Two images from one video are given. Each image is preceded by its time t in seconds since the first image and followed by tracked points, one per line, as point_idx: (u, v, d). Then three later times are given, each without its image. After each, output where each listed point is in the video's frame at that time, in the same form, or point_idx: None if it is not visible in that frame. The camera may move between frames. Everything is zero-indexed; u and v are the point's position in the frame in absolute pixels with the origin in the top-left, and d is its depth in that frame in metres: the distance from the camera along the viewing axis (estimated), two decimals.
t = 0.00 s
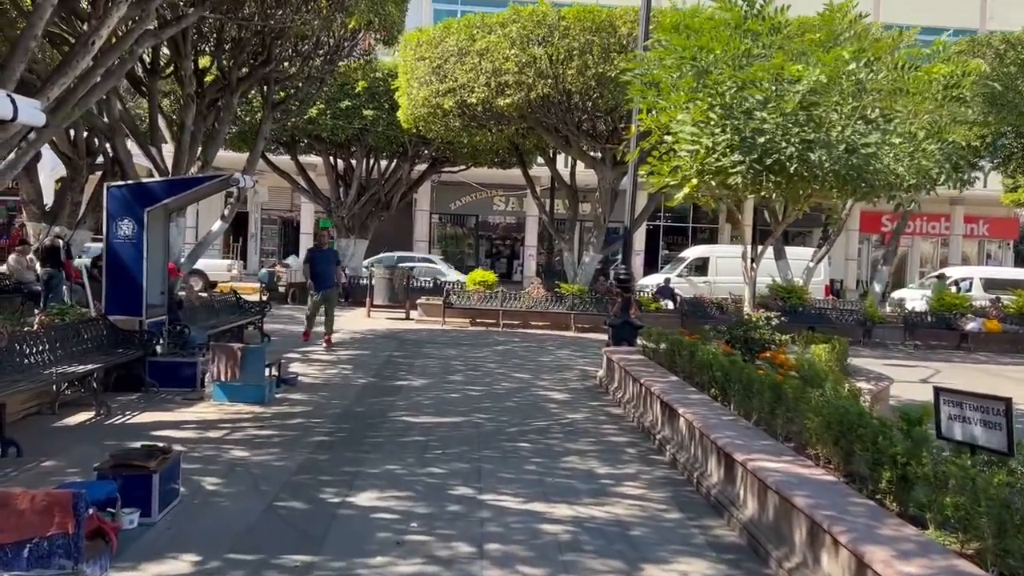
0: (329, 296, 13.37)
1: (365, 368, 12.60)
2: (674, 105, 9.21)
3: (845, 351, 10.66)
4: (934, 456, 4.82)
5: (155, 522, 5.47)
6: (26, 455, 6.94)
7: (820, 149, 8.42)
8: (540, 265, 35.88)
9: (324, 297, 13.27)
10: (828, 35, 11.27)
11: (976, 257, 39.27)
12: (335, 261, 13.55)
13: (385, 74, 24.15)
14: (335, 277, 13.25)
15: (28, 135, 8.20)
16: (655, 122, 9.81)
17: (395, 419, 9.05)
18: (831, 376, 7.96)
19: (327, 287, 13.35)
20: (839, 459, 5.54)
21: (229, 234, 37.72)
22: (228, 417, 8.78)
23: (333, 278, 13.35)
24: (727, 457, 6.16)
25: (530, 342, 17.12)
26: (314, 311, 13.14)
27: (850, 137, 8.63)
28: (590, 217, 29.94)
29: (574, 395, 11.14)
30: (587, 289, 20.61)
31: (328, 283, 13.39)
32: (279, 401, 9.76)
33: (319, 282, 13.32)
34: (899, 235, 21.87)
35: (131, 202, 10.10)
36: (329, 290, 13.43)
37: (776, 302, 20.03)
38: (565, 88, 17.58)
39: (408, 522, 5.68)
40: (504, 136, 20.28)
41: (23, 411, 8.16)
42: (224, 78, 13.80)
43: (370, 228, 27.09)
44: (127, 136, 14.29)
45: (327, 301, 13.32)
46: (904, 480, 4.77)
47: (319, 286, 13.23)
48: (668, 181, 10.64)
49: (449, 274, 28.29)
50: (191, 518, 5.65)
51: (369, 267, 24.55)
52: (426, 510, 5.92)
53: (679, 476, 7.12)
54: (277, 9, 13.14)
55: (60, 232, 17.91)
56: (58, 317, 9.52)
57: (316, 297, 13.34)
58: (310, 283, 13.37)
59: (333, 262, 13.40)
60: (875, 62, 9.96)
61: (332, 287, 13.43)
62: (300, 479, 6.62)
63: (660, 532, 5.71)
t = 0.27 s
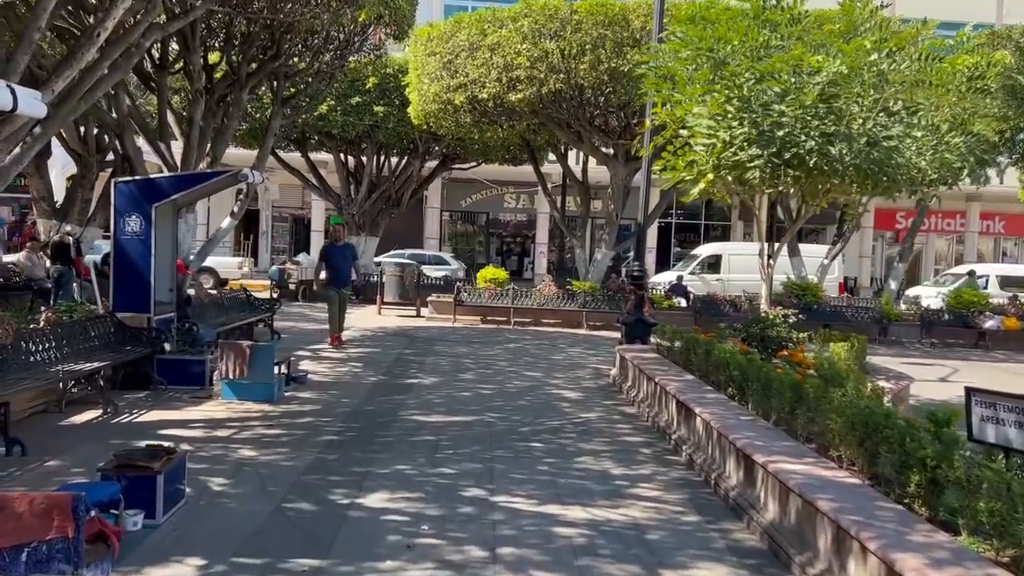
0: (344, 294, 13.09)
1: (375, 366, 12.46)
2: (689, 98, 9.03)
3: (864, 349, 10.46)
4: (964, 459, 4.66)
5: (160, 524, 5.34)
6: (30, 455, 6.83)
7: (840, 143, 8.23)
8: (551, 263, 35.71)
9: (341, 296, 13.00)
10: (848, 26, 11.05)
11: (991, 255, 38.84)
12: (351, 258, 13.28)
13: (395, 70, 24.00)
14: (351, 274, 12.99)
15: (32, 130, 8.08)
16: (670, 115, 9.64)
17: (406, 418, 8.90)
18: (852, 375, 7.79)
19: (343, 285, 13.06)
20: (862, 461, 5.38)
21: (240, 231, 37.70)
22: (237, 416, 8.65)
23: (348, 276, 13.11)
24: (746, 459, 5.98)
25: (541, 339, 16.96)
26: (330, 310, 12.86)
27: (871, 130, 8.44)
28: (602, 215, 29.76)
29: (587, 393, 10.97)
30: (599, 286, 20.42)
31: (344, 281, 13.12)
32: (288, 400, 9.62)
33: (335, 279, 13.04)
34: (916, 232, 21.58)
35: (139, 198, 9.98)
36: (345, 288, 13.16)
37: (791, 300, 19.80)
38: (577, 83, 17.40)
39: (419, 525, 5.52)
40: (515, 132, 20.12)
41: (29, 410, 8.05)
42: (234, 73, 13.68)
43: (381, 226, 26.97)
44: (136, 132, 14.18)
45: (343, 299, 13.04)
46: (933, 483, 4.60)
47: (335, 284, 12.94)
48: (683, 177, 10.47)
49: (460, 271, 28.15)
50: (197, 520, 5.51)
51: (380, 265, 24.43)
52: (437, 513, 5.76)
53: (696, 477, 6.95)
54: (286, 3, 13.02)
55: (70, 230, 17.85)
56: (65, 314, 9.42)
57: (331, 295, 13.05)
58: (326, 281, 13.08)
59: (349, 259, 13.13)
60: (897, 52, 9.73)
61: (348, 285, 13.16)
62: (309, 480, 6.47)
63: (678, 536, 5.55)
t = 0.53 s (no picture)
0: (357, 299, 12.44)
1: (381, 365, 12.28)
2: (703, 91, 8.85)
3: (881, 349, 10.24)
4: (994, 465, 4.46)
5: (156, 529, 5.17)
6: (27, 457, 6.67)
7: (858, 136, 8.03)
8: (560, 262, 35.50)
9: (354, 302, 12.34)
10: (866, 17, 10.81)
11: (1005, 253, 38.41)
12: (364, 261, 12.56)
13: (403, 67, 23.81)
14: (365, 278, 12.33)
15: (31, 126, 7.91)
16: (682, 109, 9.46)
17: (412, 419, 8.72)
18: (870, 375, 7.60)
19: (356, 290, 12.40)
20: (885, 465, 5.18)
21: (249, 229, 37.62)
22: (240, 416, 8.48)
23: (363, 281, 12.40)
24: (763, 462, 5.77)
25: (550, 338, 16.75)
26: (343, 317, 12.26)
27: (890, 123, 8.23)
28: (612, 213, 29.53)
29: (597, 394, 10.77)
30: (608, 284, 20.19)
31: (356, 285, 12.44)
32: (293, 400, 9.46)
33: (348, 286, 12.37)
34: (931, 230, 21.26)
35: (142, 195, 9.82)
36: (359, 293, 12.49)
37: (804, 298, 19.55)
38: (587, 79, 17.20)
39: (424, 531, 5.33)
40: (524, 128, 19.93)
41: (28, 410, 7.90)
42: (239, 68, 13.52)
43: (389, 224, 26.82)
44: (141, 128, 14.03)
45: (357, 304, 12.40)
46: (962, 489, 4.41)
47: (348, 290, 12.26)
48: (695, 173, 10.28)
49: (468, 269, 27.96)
50: (194, 524, 5.35)
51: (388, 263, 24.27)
52: (442, 518, 5.57)
53: (710, 481, 6.75)
54: None
55: (76, 228, 17.74)
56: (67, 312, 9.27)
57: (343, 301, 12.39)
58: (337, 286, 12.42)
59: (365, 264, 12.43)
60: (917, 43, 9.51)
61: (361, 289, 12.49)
62: (311, 483, 6.30)
63: (692, 543, 5.34)
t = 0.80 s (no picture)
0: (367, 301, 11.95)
1: (386, 369, 12.10)
2: (713, 88, 8.68)
3: (896, 352, 10.02)
4: None
5: (148, 542, 4.98)
6: (20, 464, 6.51)
7: (874, 135, 7.84)
8: (568, 263, 35.29)
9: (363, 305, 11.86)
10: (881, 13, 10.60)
11: (1018, 254, 38.03)
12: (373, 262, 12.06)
13: (410, 67, 23.64)
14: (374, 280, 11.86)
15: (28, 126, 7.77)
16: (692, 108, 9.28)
17: (415, 424, 8.53)
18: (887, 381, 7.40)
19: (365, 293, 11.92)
20: (905, 477, 4.99)
21: (256, 231, 37.53)
22: (240, 422, 8.30)
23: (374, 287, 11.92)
24: (778, 472, 5.57)
25: (558, 341, 16.56)
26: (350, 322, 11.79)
27: (906, 122, 8.04)
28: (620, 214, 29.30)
29: (605, 398, 10.56)
30: (616, 285, 19.97)
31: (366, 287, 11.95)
32: (295, 405, 9.28)
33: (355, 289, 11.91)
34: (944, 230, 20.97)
35: (142, 196, 9.66)
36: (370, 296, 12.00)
37: (815, 300, 19.31)
38: (595, 78, 17.00)
39: (425, 544, 5.14)
40: (531, 128, 19.74)
41: (24, 415, 7.74)
42: (242, 68, 13.35)
43: (396, 225, 26.66)
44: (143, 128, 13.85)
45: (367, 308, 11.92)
46: (990, 505, 4.22)
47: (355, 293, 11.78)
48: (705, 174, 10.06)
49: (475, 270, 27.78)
50: (188, 537, 5.16)
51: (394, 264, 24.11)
52: (444, 530, 5.38)
53: (722, 491, 6.54)
54: None
55: (80, 229, 17.61)
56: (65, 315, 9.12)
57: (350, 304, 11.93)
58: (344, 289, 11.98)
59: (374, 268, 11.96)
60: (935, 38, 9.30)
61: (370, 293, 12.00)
62: (310, 493, 6.11)
63: (704, 558, 5.13)
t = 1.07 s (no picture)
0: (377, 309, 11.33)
1: (389, 374, 11.94)
2: (721, 89, 8.56)
3: (908, 359, 9.83)
4: None
5: (139, 555, 4.83)
6: (12, 474, 6.37)
7: (886, 137, 7.69)
8: (574, 266, 35.12)
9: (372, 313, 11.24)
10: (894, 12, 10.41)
11: None
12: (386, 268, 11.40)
13: (415, 69, 23.51)
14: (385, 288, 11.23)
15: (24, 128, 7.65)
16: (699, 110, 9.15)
17: (418, 432, 8.36)
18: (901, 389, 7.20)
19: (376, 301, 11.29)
20: (922, 491, 4.81)
21: (261, 234, 37.46)
22: (239, 430, 8.15)
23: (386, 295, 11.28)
24: (790, 484, 5.39)
25: (564, 345, 16.38)
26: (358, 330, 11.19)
27: (920, 123, 7.89)
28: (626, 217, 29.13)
29: (611, 405, 10.38)
30: (623, 289, 19.79)
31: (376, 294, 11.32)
32: (295, 412, 9.13)
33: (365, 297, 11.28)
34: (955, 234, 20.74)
35: (141, 200, 9.53)
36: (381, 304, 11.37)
37: (824, 304, 19.10)
38: (600, 80, 16.83)
39: (425, 559, 4.98)
40: (537, 131, 19.57)
41: (19, 422, 7.60)
42: (244, 70, 13.21)
43: (401, 228, 26.53)
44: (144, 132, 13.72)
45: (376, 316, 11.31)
46: (1013, 522, 4.04)
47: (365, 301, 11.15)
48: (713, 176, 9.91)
49: (481, 274, 27.63)
50: (180, 550, 5.01)
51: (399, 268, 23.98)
52: (444, 544, 5.22)
53: (731, 503, 6.36)
54: None
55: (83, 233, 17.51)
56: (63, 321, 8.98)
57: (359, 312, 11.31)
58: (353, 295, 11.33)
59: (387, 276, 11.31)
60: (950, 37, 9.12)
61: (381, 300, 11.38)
62: (308, 504, 5.95)
63: (713, 573, 4.95)
